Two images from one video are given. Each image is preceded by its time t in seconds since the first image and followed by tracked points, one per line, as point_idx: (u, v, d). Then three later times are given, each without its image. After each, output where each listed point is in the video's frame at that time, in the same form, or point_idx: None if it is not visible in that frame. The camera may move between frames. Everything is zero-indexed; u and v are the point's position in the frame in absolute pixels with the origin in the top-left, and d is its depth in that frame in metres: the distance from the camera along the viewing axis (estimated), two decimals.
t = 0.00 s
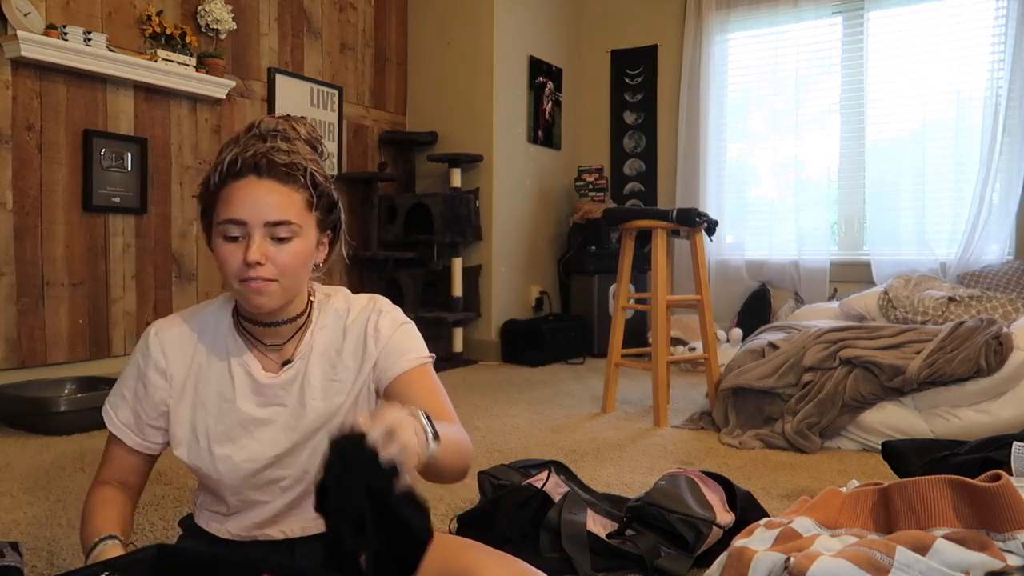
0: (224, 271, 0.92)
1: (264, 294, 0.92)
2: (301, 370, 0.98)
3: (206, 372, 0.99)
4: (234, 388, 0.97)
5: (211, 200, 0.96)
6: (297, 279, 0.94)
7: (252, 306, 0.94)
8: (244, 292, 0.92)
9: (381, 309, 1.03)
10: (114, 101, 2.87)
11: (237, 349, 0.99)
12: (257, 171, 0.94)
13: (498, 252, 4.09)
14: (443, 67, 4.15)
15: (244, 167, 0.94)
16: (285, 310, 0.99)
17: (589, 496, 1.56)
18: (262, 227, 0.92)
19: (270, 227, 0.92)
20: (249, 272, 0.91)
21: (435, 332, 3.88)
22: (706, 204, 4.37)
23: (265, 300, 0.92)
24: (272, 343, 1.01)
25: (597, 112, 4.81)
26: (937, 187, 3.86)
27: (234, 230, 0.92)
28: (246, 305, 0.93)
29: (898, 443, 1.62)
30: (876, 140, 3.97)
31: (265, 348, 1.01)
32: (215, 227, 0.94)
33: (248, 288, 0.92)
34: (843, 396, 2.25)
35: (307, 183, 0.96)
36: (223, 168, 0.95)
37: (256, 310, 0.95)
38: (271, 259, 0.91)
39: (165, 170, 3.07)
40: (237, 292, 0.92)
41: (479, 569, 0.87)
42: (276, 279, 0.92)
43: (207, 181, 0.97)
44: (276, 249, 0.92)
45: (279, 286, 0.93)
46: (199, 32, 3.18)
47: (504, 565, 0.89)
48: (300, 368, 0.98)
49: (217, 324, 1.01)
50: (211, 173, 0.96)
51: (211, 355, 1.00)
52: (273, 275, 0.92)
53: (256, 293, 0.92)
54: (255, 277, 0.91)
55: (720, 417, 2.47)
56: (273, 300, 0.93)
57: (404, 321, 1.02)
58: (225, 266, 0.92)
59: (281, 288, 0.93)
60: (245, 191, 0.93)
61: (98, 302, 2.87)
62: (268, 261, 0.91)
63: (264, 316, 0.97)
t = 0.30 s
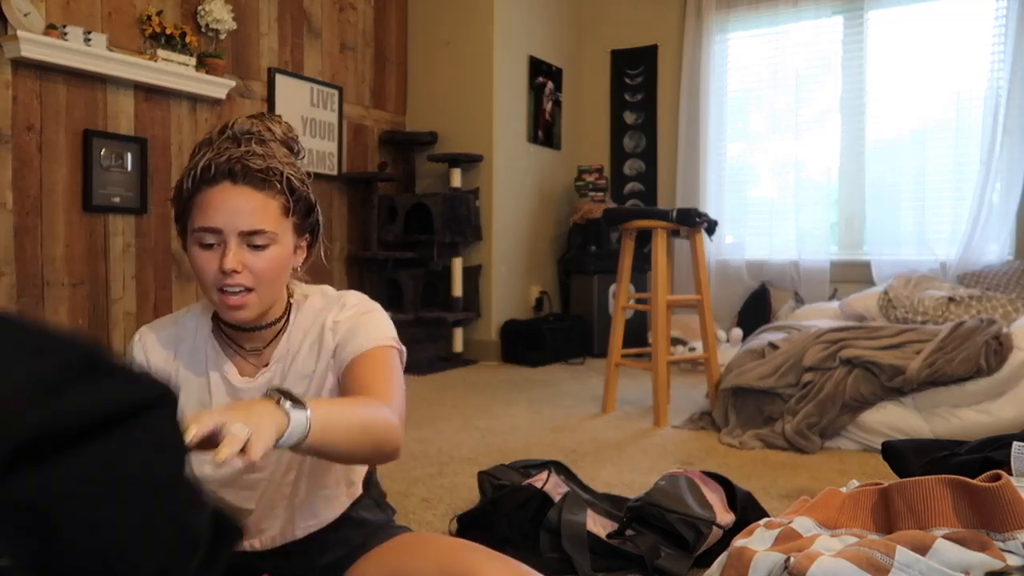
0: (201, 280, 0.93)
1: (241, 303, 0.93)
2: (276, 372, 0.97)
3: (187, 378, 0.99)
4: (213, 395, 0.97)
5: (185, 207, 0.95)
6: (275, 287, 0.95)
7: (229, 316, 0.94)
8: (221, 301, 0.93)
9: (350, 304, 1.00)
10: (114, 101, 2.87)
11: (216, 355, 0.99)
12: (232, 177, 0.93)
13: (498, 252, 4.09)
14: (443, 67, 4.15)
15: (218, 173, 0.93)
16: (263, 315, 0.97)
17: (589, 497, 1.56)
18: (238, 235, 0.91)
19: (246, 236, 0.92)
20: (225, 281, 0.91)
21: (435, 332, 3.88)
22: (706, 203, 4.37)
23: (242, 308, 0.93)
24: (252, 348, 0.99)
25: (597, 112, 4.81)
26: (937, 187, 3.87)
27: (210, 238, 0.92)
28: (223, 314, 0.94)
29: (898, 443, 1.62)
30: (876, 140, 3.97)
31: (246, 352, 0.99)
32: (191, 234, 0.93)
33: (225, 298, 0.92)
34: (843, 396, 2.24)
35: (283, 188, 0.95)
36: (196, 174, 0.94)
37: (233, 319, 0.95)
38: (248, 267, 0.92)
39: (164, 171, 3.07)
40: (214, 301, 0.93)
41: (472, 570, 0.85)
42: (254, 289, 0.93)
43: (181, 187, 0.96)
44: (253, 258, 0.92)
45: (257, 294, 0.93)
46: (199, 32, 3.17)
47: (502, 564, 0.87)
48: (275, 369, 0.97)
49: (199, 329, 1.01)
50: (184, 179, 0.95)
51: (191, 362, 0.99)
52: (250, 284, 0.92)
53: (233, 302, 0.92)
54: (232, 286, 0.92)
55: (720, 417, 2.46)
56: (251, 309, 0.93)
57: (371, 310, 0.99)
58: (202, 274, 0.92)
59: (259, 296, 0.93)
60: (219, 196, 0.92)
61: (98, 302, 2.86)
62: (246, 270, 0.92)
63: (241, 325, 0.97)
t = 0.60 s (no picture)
0: (208, 273, 0.91)
1: (248, 295, 0.91)
2: (278, 376, 0.96)
3: (190, 367, 0.98)
4: (214, 387, 0.97)
5: (192, 202, 0.94)
6: (281, 280, 0.93)
7: (235, 309, 0.93)
8: (228, 293, 0.91)
9: (356, 319, 0.98)
10: (114, 101, 2.87)
11: (220, 349, 0.98)
12: (240, 172, 0.93)
13: (498, 252, 4.09)
14: (443, 67, 4.15)
15: (227, 169, 0.92)
16: (267, 311, 0.96)
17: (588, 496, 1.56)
18: (246, 228, 0.91)
19: (254, 229, 0.91)
20: (233, 272, 0.90)
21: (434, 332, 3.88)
22: (706, 204, 4.37)
23: (249, 300, 0.92)
24: (255, 345, 0.98)
25: (597, 112, 4.81)
26: (937, 187, 3.87)
27: (218, 231, 0.91)
28: (228, 308, 0.92)
29: (898, 443, 1.62)
30: (876, 140, 3.97)
31: (247, 348, 0.98)
32: (198, 228, 0.92)
33: (232, 290, 0.91)
34: (843, 396, 2.25)
35: (291, 183, 0.95)
36: (204, 170, 0.93)
37: (238, 311, 0.94)
38: (255, 260, 0.90)
39: (165, 171, 3.07)
40: (221, 294, 0.92)
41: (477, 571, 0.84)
42: (260, 281, 0.91)
43: (188, 183, 0.94)
44: (261, 251, 0.91)
45: (263, 287, 0.92)
46: (199, 32, 3.17)
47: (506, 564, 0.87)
48: (277, 372, 0.96)
49: (205, 320, 1.01)
50: (191, 175, 0.94)
51: (195, 352, 0.99)
52: (257, 276, 0.91)
53: (239, 295, 0.91)
54: (239, 278, 0.90)
55: (720, 417, 2.47)
56: (257, 301, 0.92)
57: (379, 330, 0.97)
58: (209, 267, 0.91)
59: (264, 289, 0.92)
60: (227, 190, 0.91)
61: (98, 302, 2.87)
62: (254, 262, 0.91)
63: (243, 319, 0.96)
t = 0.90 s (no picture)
0: (223, 263, 0.91)
1: (262, 287, 0.91)
2: (285, 368, 0.96)
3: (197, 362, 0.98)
4: (222, 381, 0.97)
5: (209, 192, 0.94)
6: (294, 276, 0.94)
7: (248, 301, 0.92)
8: (241, 284, 0.91)
9: (360, 306, 0.98)
10: (114, 101, 2.87)
11: (227, 344, 0.98)
12: (262, 166, 0.93)
13: (498, 252, 4.09)
14: (443, 67, 4.15)
15: (250, 162, 0.93)
16: (276, 306, 0.96)
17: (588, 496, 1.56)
18: (266, 221, 0.91)
19: (273, 222, 0.91)
20: (250, 263, 0.90)
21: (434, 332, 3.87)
22: (706, 204, 4.38)
23: (262, 292, 0.92)
24: (262, 341, 0.98)
25: (597, 112, 4.81)
26: (937, 188, 3.87)
27: (237, 222, 0.91)
28: (240, 300, 0.92)
29: (898, 443, 1.62)
30: (877, 140, 3.97)
31: (254, 344, 0.98)
32: (216, 216, 0.92)
33: (247, 281, 0.91)
34: (843, 396, 2.25)
35: (313, 184, 0.96)
36: (226, 162, 0.93)
37: (248, 304, 0.93)
38: (272, 254, 0.91)
39: (165, 171, 3.07)
40: (234, 285, 0.91)
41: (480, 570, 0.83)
42: (275, 274, 0.92)
43: (207, 174, 0.95)
44: (278, 244, 0.91)
45: (276, 281, 0.92)
46: (198, 32, 3.17)
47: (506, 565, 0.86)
48: (283, 364, 0.96)
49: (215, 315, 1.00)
50: (211, 166, 0.95)
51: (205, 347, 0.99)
52: (273, 269, 0.91)
53: (253, 286, 0.91)
54: (256, 269, 0.91)
55: (720, 417, 2.47)
56: (269, 294, 0.92)
57: (382, 312, 0.96)
58: (225, 256, 0.91)
59: (278, 283, 0.92)
60: (249, 182, 0.92)
61: (98, 302, 2.87)
62: (270, 255, 0.91)
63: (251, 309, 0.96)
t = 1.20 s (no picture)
0: (382, 291, 1.00)
1: (420, 314, 1.01)
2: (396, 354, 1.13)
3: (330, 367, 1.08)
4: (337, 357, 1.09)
5: (366, 220, 1.01)
6: (442, 300, 1.03)
7: (398, 321, 1.02)
8: (400, 311, 1.00)
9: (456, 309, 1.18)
10: (114, 101, 2.87)
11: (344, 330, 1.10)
12: (420, 197, 1.02)
13: (497, 253, 4.09)
14: (443, 67, 4.15)
15: (409, 194, 1.01)
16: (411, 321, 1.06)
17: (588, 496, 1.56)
18: (427, 254, 1.00)
19: (433, 254, 1.00)
20: (412, 295, 0.99)
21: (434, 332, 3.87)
22: (707, 204, 4.38)
23: (418, 317, 1.01)
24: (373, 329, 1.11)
25: (597, 112, 4.81)
26: (937, 189, 3.87)
27: (396, 255, 0.99)
28: (394, 321, 1.02)
29: (898, 443, 1.62)
30: (877, 140, 3.97)
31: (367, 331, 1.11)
32: (375, 248, 1.00)
33: (409, 309, 1.00)
34: (843, 396, 2.25)
35: (457, 208, 1.06)
36: (386, 193, 1.01)
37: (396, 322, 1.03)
38: (431, 285, 1.00)
39: (164, 171, 3.07)
40: (392, 310, 1.00)
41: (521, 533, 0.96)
42: (433, 302, 1.01)
43: (363, 200, 1.02)
44: (435, 275, 1.01)
45: (433, 308, 1.02)
46: (198, 32, 3.17)
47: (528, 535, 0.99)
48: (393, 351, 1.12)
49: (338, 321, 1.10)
50: (367, 193, 1.02)
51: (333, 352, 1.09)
52: (432, 298, 1.01)
53: (412, 314, 1.01)
54: (417, 301, 0.99)
55: (720, 416, 2.47)
56: (422, 318, 1.02)
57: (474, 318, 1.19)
58: (385, 287, 0.99)
59: (433, 310, 1.02)
60: (408, 218, 0.99)
61: (98, 302, 2.87)
62: (429, 287, 1.00)
63: (395, 325, 1.06)
